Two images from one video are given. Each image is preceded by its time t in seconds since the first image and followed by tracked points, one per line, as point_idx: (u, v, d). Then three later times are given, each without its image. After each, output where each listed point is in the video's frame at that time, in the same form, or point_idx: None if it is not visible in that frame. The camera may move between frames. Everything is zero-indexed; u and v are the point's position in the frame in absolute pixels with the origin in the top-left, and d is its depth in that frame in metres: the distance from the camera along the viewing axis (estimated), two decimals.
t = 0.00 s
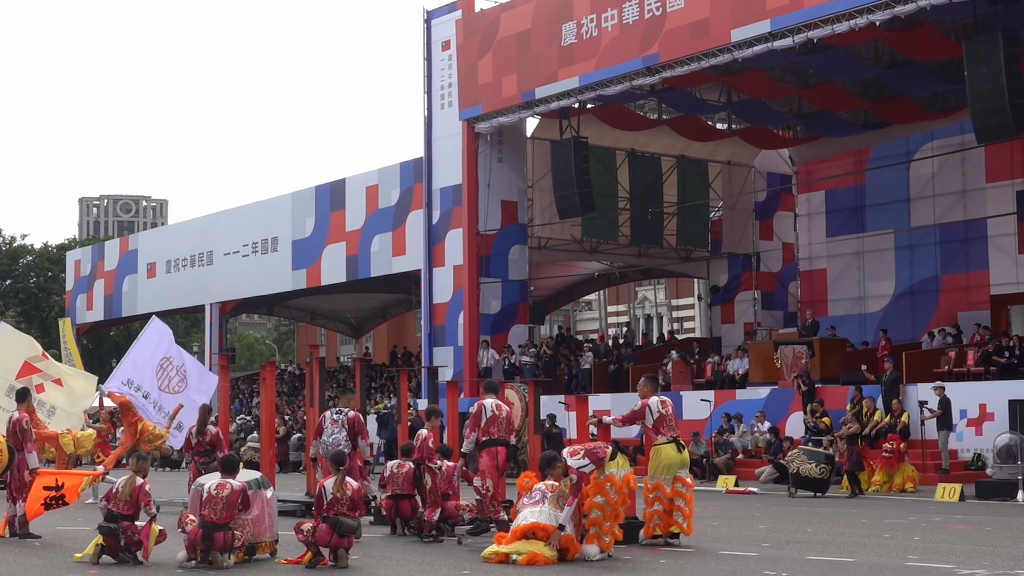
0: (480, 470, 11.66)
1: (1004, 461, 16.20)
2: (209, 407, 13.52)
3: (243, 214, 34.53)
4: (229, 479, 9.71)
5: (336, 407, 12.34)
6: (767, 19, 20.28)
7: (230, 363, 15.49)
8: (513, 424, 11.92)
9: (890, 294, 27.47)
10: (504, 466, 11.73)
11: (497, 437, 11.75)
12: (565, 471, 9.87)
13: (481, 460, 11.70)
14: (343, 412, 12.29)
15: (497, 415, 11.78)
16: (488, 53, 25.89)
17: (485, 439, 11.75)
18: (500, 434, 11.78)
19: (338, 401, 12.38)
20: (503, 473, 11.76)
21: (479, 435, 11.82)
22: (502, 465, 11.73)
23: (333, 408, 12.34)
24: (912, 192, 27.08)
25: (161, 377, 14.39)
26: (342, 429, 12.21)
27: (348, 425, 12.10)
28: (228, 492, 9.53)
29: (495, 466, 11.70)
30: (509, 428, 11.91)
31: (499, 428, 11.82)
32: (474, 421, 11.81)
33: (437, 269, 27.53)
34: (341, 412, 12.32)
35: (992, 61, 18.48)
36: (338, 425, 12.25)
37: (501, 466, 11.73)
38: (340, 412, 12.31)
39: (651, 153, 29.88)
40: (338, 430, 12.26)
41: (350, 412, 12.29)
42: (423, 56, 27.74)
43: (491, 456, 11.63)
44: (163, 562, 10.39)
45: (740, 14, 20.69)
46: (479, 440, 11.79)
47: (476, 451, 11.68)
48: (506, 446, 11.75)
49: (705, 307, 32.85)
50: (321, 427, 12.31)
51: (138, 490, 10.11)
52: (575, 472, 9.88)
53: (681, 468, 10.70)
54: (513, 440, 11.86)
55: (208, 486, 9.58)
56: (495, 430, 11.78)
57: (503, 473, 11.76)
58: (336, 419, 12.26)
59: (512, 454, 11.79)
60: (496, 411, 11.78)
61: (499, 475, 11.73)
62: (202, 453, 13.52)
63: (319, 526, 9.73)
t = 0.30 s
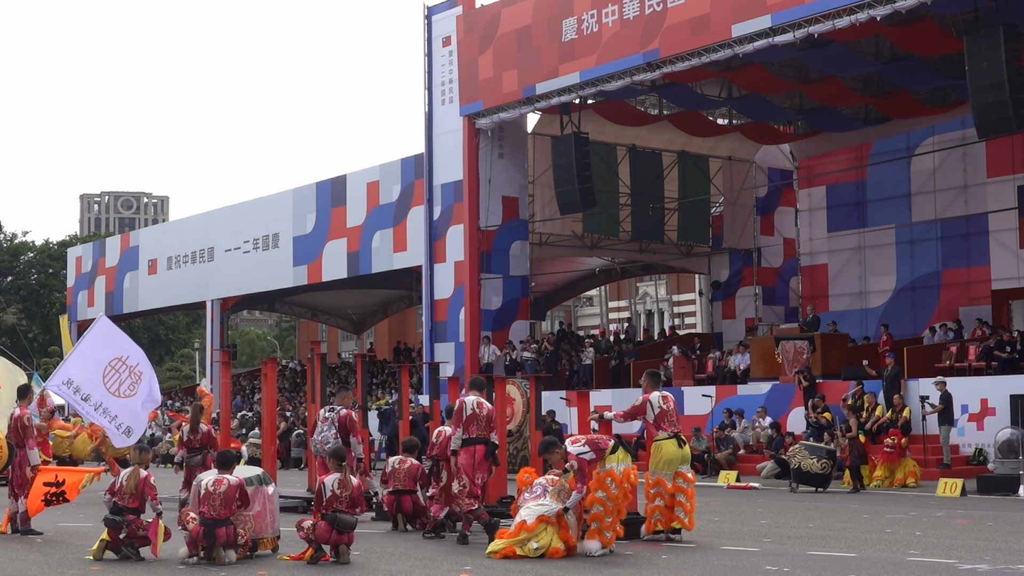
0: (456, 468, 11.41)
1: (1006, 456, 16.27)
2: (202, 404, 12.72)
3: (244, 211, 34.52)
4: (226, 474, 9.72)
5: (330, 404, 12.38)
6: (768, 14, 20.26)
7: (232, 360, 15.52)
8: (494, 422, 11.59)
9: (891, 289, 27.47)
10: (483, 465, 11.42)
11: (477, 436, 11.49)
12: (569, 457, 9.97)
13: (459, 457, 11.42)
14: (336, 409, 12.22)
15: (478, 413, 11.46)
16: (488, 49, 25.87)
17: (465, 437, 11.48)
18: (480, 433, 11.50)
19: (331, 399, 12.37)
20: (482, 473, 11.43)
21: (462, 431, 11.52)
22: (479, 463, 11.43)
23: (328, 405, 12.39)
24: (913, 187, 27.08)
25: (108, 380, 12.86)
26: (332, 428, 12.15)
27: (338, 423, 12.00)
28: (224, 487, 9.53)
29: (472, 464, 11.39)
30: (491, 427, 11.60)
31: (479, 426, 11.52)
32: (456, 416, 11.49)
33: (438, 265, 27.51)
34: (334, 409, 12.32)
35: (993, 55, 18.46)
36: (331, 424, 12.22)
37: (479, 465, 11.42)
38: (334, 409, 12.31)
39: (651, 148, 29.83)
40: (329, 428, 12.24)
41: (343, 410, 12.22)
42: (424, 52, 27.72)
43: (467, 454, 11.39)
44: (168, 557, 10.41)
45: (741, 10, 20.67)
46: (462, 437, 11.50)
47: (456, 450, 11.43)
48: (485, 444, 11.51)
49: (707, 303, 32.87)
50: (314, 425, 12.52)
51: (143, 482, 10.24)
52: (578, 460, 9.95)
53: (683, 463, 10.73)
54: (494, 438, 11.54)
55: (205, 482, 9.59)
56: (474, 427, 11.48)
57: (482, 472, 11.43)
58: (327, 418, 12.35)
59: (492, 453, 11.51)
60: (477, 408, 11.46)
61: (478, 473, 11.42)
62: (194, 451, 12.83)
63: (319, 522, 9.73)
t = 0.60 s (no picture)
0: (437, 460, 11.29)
1: (1006, 451, 16.22)
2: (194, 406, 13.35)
3: (244, 206, 34.51)
4: (222, 469, 9.76)
5: (330, 400, 12.38)
6: (768, 9, 20.23)
7: (233, 354, 15.54)
8: (479, 416, 11.30)
9: (891, 284, 27.47)
10: (462, 458, 11.23)
11: (459, 429, 11.28)
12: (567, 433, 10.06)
13: (440, 449, 11.32)
14: (334, 405, 12.30)
15: (460, 406, 11.24)
16: (489, 44, 25.85)
17: (447, 429, 11.30)
18: (463, 425, 11.29)
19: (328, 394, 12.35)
20: (466, 468, 11.26)
21: (446, 424, 11.35)
22: (459, 457, 11.26)
23: (327, 401, 12.42)
24: (913, 182, 27.08)
25: (45, 376, 15.19)
26: (331, 423, 12.30)
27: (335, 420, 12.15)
28: (224, 482, 9.60)
29: (451, 458, 11.25)
30: (477, 420, 11.34)
31: (462, 420, 11.29)
32: (438, 409, 11.26)
33: (439, 260, 27.53)
34: (333, 404, 12.34)
35: (993, 51, 18.46)
36: (330, 418, 12.32)
37: (458, 458, 11.26)
38: (333, 404, 12.34)
39: (652, 143, 29.90)
40: (329, 423, 12.38)
41: (342, 405, 12.29)
42: (424, 47, 27.70)
43: (447, 447, 11.18)
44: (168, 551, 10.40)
45: (742, 5, 20.64)
46: (442, 426, 11.32)
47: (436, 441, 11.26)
48: (465, 438, 11.27)
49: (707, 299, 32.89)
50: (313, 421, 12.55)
51: (137, 475, 10.22)
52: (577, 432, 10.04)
53: (683, 459, 10.74)
54: (477, 433, 11.27)
55: (203, 479, 9.65)
56: (458, 420, 11.28)
57: (464, 466, 11.26)
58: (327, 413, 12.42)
59: (474, 446, 11.28)
60: (460, 402, 11.25)
61: (458, 467, 11.28)
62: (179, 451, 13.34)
63: (319, 517, 9.76)
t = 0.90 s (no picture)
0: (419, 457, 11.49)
1: (1007, 449, 16.29)
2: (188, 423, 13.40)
3: (245, 203, 34.50)
4: (224, 466, 9.79)
5: (323, 397, 12.63)
6: (769, 6, 20.21)
7: (232, 350, 15.41)
8: (462, 414, 11.48)
9: (892, 281, 27.47)
10: (441, 455, 11.35)
11: (439, 425, 11.44)
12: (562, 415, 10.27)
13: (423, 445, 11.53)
14: (327, 402, 12.50)
15: (442, 404, 11.45)
16: (490, 41, 25.84)
17: (429, 426, 11.51)
18: (444, 422, 11.45)
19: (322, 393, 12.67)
20: (445, 464, 11.39)
21: (430, 421, 11.58)
22: (438, 454, 11.37)
23: (320, 399, 12.68)
24: (914, 179, 27.06)
25: None
26: (324, 421, 12.55)
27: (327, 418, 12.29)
28: (227, 478, 9.61)
29: (430, 454, 11.39)
30: (459, 418, 11.50)
31: (444, 417, 11.47)
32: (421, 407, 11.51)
33: (440, 258, 27.53)
34: (326, 402, 12.57)
35: (995, 48, 18.44)
36: (323, 416, 12.57)
37: (437, 454, 11.38)
38: (326, 402, 12.57)
39: (653, 141, 29.90)
40: (323, 421, 12.62)
41: (333, 403, 12.32)
42: (426, 44, 27.67)
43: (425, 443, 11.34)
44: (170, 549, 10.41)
45: (743, 2, 20.63)
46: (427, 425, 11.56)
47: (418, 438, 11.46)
48: (444, 434, 11.40)
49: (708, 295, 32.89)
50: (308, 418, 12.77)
51: (135, 476, 10.25)
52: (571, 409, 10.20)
53: (683, 456, 10.73)
54: (458, 431, 11.43)
55: (206, 476, 9.66)
56: (439, 417, 11.46)
57: (442, 463, 11.38)
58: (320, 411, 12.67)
59: (451, 443, 11.37)
60: (443, 399, 11.47)
61: (438, 463, 11.40)
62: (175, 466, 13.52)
63: (319, 514, 9.72)
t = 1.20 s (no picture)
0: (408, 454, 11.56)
1: (1007, 448, 16.27)
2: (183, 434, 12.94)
3: (245, 201, 34.50)
4: (226, 464, 9.79)
5: (308, 395, 13.18)
6: (769, 5, 20.19)
7: (232, 347, 15.38)
8: (448, 411, 11.48)
9: (892, 280, 27.46)
10: (430, 453, 11.44)
11: (427, 423, 11.46)
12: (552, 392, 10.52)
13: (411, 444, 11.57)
14: (314, 399, 13.12)
15: (429, 401, 11.43)
16: (490, 39, 25.83)
17: (417, 425, 11.52)
18: (430, 420, 11.47)
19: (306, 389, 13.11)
20: (433, 461, 11.46)
21: (417, 420, 11.60)
22: (426, 451, 11.47)
23: (305, 397, 13.18)
24: (914, 178, 27.05)
25: None
26: (313, 416, 13.06)
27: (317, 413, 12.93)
28: (229, 477, 9.59)
29: (419, 452, 11.47)
30: (446, 415, 11.52)
31: (430, 415, 11.49)
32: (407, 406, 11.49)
33: (439, 256, 27.52)
34: (311, 400, 13.16)
35: (995, 46, 18.43)
36: (310, 412, 13.09)
37: (425, 453, 11.46)
38: (311, 400, 13.15)
39: (653, 139, 29.88)
40: (311, 418, 13.10)
41: (321, 399, 13.13)
42: (426, 42, 27.65)
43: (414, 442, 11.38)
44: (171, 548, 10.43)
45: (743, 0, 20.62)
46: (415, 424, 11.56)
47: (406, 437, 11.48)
48: (432, 431, 11.44)
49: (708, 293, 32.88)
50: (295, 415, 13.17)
51: (133, 478, 10.24)
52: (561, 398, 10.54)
53: (683, 454, 10.75)
54: (445, 428, 11.44)
55: (207, 475, 9.64)
56: (425, 415, 11.48)
57: (431, 461, 11.47)
58: (307, 407, 13.12)
59: (440, 440, 11.44)
60: (430, 397, 11.45)
61: (427, 462, 11.49)
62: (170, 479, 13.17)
63: (318, 513, 9.71)
